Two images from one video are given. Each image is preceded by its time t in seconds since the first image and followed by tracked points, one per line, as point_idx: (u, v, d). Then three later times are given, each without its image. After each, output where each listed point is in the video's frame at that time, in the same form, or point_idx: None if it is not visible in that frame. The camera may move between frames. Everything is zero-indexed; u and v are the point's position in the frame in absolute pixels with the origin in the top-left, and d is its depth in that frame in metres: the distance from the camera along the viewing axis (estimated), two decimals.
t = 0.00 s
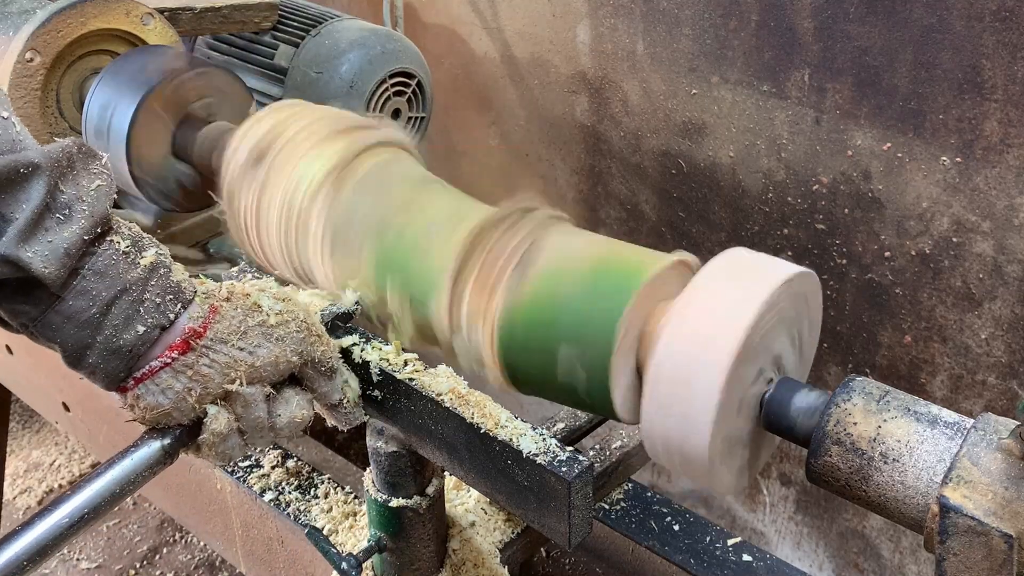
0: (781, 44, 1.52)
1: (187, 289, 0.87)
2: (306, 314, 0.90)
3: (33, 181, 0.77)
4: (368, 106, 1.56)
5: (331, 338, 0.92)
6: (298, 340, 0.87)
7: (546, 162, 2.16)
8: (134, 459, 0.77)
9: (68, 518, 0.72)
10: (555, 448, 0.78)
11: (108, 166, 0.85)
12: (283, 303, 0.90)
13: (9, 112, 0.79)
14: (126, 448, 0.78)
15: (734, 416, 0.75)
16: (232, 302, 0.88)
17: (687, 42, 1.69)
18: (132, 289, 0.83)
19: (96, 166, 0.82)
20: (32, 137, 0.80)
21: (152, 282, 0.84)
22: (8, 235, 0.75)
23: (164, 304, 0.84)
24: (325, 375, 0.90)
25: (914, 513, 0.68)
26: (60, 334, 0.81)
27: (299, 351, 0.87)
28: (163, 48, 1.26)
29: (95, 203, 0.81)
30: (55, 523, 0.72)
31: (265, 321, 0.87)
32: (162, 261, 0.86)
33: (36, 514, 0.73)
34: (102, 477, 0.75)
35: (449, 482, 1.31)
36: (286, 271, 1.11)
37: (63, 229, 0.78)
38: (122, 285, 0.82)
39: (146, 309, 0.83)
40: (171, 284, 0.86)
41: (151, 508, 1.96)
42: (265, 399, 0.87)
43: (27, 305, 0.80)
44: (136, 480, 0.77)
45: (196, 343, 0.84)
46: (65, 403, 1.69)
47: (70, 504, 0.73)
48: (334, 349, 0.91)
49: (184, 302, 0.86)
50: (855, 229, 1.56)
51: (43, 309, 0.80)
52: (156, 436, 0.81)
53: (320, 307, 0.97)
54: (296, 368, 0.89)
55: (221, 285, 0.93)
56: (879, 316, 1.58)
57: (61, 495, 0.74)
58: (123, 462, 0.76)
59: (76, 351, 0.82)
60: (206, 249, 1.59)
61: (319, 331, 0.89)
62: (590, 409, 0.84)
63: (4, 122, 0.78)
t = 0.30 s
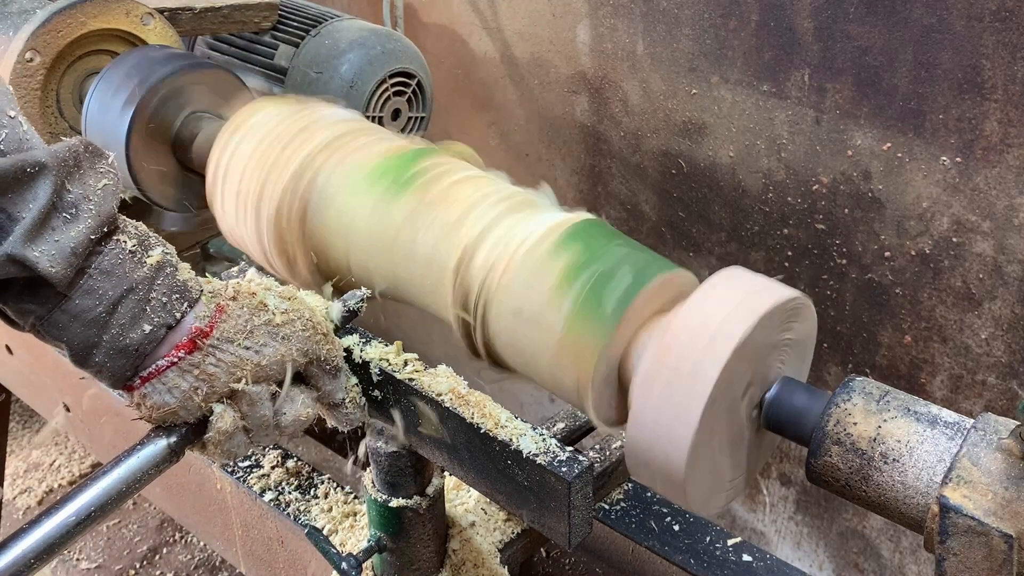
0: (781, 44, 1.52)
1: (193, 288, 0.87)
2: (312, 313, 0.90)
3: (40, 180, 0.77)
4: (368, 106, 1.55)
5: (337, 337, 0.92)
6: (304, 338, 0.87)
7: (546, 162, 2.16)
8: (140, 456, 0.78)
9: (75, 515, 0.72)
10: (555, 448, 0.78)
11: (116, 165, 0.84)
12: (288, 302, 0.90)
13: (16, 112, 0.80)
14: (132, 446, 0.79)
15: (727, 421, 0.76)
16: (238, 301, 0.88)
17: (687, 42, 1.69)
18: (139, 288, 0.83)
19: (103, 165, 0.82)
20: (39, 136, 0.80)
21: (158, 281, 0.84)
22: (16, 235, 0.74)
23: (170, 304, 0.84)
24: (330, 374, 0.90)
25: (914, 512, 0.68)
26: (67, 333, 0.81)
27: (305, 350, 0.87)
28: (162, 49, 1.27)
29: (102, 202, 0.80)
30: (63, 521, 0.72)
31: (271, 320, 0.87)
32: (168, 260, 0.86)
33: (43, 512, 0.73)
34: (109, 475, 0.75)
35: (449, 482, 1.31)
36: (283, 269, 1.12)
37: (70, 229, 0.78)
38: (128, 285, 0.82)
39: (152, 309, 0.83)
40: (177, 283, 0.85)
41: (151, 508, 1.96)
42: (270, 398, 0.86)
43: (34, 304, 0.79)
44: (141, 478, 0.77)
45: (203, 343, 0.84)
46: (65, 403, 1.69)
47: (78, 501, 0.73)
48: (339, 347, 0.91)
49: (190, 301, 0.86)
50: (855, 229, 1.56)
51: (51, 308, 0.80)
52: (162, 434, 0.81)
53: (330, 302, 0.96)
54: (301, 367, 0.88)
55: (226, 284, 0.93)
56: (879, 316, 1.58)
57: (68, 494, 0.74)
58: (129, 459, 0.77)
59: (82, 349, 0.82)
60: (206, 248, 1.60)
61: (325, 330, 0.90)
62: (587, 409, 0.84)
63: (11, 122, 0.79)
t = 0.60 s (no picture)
0: (781, 44, 1.52)
1: (192, 289, 0.87)
2: (311, 314, 0.90)
3: (39, 181, 0.76)
4: (368, 106, 1.55)
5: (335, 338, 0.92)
6: (303, 340, 0.87)
7: (546, 162, 2.16)
8: (139, 457, 0.78)
9: (73, 515, 0.72)
10: (555, 449, 0.78)
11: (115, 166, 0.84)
12: (288, 303, 0.90)
13: (15, 111, 0.79)
14: (130, 446, 0.78)
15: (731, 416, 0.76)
16: (238, 302, 0.89)
17: (687, 42, 1.69)
18: (137, 289, 0.83)
19: (103, 165, 0.82)
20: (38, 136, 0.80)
21: (157, 282, 0.84)
22: (14, 236, 0.74)
23: (169, 305, 0.84)
24: (329, 375, 0.90)
25: (913, 512, 0.68)
26: (66, 333, 0.81)
27: (304, 352, 0.87)
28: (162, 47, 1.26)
29: (101, 203, 0.80)
30: (59, 521, 0.72)
31: (271, 322, 0.87)
32: (168, 262, 0.86)
33: (40, 511, 0.73)
34: (106, 475, 0.75)
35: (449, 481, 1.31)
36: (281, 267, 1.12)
37: (69, 230, 0.78)
38: (128, 286, 0.82)
39: (151, 310, 0.83)
40: (177, 285, 0.85)
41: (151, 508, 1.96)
42: (269, 399, 0.86)
43: (33, 305, 0.79)
44: (140, 479, 0.77)
45: (202, 344, 0.84)
46: (65, 403, 1.69)
47: (75, 501, 0.73)
48: (338, 349, 0.91)
49: (189, 303, 0.86)
50: (855, 228, 1.56)
51: (49, 308, 0.80)
52: (161, 434, 0.81)
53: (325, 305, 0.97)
54: (301, 368, 0.88)
55: (226, 285, 0.93)
56: (879, 316, 1.58)
57: (65, 493, 0.74)
58: (128, 460, 0.77)
59: (81, 350, 0.82)
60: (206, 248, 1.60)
61: (324, 331, 0.90)
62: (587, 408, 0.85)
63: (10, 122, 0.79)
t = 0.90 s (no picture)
0: (781, 44, 1.52)
1: (181, 287, 0.88)
2: (299, 310, 0.90)
3: (29, 179, 0.78)
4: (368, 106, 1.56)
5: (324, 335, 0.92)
6: (291, 336, 0.87)
7: (546, 162, 2.16)
8: (130, 456, 0.78)
9: (64, 515, 0.72)
10: (554, 448, 0.78)
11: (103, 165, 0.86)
12: (276, 299, 0.90)
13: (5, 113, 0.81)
14: (121, 445, 0.79)
15: (733, 417, 0.76)
16: (225, 300, 0.89)
17: (687, 42, 1.69)
18: (127, 287, 0.83)
19: (91, 165, 0.83)
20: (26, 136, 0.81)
21: (146, 280, 0.85)
22: (5, 233, 0.75)
23: (158, 302, 0.85)
24: (319, 372, 0.90)
25: (914, 512, 0.68)
26: (55, 332, 0.82)
27: (293, 348, 0.87)
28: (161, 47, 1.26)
29: (90, 201, 0.82)
30: (52, 520, 0.72)
31: (259, 318, 0.87)
32: (157, 259, 0.87)
33: (32, 511, 0.73)
34: (97, 475, 0.75)
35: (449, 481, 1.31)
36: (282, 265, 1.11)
37: (59, 228, 0.79)
38: (117, 284, 0.83)
39: (140, 307, 0.84)
40: (166, 282, 0.86)
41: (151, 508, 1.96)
42: (259, 395, 0.87)
43: (22, 303, 0.80)
44: (131, 477, 0.77)
45: (191, 341, 0.84)
46: (65, 403, 1.69)
47: (66, 500, 0.73)
48: (327, 346, 0.91)
49: (178, 300, 0.86)
50: (855, 228, 1.56)
51: (39, 307, 0.81)
52: (151, 433, 0.82)
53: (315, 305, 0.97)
54: (289, 365, 0.88)
55: (214, 283, 0.93)
56: (878, 316, 1.58)
57: (56, 493, 0.74)
58: (119, 459, 0.77)
59: (71, 348, 0.83)
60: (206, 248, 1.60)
61: (312, 327, 0.89)
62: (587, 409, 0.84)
63: None
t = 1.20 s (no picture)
0: (781, 44, 1.52)
1: (186, 286, 0.88)
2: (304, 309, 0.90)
3: (35, 178, 0.78)
4: (368, 106, 1.55)
5: (326, 332, 0.91)
6: (296, 334, 0.87)
7: (546, 162, 2.16)
8: (135, 454, 0.78)
9: (70, 513, 0.72)
10: (554, 448, 0.78)
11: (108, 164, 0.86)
12: (280, 297, 0.90)
13: (9, 110, 0.80)
14: (126, 443, 0.78)
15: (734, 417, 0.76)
16: (230, 298, 0.89)
17: (686, 42, 1.69)
18: (132, 285, 0.84)
19: (96, 164, 0.83)
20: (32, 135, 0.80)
21: (151, 278, 0.85)
22: (10, 231, 0.75)
23: (163, 301, 0.85)
24: (322, 369, 0.90)
25: (914, 512, 0.68)
26: (61, 331, 0.82)
27: (298, 346, 0.87)
28: (161, 48, 1.26)
29: (95, 200, 0.82)
30: (58, 518, 0.72)
31: (264, 316, 0.87)
32: (161, 258, 0.88)
33: (37, 509, 0.73)
34: (103, 473, 0.75)
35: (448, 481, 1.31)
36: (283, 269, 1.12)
37: (64, 227, 0.79)
38: (122, 282, 0.83)
39: (146, 305, 0.84)
40: (170, 281, 0.87)
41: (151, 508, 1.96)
42: (264, 393, 0.87)
43: (28, 302, 0.80)
44: (136, 475, 0.78)
45: (196, 339, 0.85)
46: (65, 403, 1.69)
47: (71, 499, 0.73)
48: (330, 344, 0.90)
49: (183, 298, 0.87)
50: (855, 228, 1.55)
51: (44, 306, 0.81)
52: (156, 432, 0.82)
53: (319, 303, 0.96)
54: (293, 363, 0.88)
55: (219, 281, 0.93)
56: (879, 316, 1.58)
57: (61, 491, 0.74)
58: (124, 457, 0.77)
59: (76, 347, 0.83)
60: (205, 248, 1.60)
61: (316, 325, 0.89)
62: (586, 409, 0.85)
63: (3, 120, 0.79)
